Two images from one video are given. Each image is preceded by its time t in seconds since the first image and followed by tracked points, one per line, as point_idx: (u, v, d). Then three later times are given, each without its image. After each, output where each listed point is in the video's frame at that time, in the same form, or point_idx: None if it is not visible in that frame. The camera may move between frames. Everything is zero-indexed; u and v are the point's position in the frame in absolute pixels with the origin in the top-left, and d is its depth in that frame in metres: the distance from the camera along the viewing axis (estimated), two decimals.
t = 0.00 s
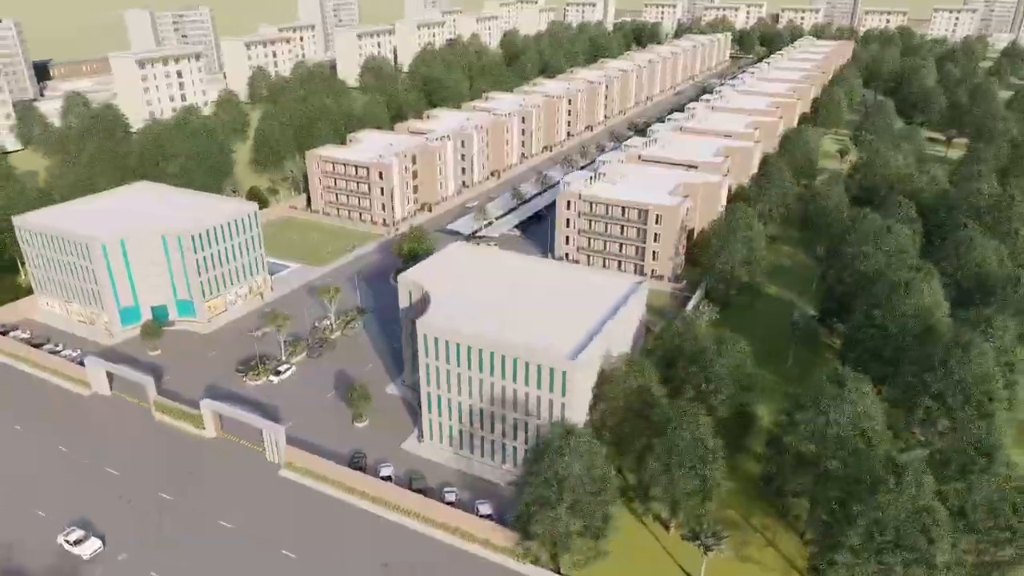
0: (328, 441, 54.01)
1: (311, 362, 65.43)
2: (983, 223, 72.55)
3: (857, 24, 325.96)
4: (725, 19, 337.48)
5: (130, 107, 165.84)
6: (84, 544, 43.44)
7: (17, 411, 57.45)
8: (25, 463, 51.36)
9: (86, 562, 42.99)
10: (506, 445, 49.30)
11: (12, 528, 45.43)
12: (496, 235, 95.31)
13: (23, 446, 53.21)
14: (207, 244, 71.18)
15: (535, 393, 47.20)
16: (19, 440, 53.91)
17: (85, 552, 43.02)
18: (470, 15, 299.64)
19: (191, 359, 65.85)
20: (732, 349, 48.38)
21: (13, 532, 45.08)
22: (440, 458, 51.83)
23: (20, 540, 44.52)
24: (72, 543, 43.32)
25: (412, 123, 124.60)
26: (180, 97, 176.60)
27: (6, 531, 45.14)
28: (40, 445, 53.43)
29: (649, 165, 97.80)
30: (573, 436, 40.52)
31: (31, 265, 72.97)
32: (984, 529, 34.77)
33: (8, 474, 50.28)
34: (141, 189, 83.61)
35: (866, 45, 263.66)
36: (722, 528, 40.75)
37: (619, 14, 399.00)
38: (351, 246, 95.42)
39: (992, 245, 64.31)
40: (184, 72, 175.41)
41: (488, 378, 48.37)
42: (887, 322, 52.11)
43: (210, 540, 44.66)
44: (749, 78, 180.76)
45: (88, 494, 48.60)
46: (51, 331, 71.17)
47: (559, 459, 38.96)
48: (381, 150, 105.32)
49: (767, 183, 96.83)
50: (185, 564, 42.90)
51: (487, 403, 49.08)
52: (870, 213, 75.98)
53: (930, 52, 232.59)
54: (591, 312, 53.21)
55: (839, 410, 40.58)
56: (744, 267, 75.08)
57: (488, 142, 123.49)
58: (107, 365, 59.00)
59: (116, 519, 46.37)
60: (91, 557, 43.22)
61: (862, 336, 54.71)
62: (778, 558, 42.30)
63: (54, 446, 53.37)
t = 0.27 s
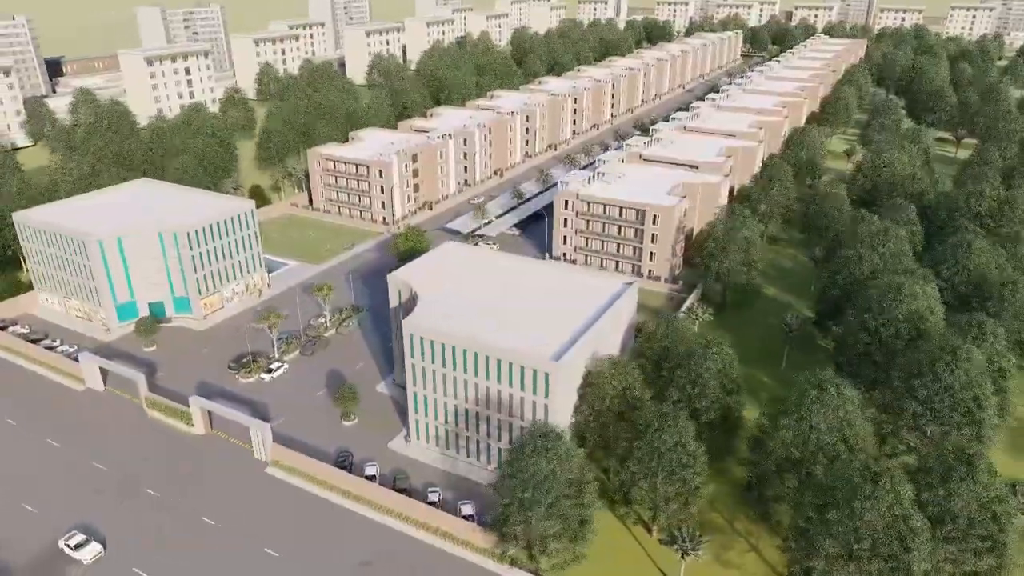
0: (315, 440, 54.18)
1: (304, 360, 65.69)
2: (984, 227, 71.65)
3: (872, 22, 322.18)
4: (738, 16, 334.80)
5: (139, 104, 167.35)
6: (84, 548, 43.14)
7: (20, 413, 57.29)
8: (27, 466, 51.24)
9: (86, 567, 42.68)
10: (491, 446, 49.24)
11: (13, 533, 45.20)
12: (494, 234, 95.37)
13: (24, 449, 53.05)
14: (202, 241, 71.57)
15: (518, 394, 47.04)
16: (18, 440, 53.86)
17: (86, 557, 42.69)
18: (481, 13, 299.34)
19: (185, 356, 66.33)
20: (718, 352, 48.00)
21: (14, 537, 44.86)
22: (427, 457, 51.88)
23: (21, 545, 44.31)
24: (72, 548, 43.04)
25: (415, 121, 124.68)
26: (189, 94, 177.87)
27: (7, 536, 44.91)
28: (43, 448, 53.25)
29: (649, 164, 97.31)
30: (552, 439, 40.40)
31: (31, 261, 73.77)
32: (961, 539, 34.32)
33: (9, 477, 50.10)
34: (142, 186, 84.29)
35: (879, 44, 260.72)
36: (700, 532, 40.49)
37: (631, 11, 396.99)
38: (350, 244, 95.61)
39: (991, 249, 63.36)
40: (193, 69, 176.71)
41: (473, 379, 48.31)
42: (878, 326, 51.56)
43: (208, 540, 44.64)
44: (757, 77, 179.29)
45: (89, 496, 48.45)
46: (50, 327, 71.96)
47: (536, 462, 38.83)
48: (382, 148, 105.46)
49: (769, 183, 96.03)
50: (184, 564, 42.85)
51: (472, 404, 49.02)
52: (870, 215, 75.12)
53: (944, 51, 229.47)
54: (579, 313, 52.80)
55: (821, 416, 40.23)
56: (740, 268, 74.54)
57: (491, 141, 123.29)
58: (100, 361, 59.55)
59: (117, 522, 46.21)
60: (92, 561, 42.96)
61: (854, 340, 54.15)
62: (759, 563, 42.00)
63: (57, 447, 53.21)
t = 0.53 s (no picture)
0: (304, 439, 54.31)
1: (297, 358, 65.98)
2: (986, 230, 70.56)
3: (887, 20, 317.84)
4: (750, 14, 331.63)
5: (147, 101, 168.63)
6: (85, 553, 42.87)
7: (20, 414, 57.20)
8: (27, 468, 51.13)
9: (86, 573, 42.41)
10: (476, 447, 49.16)
11: (13, 538, 44.93)
12: (492, 233, 95.47)
13: (23, 451, 52.85)
14: (199, 239, 71.89)
15: (502, 396, 46.92)
16: (20, 441, 53.87)
17: (84, 563, 42.36)
18: (490, 10, 298.61)
19: (180, 352, 66.76)
20: (704, 356, 47.68)
21: (15, 542, 44.62)
22: (413, 457, 51.89)
23: (21, 549, 44.07)
24: (72, 553, 42.75)
25: (419, 119, 124.68)
26: (197, 91, 178.86)
27: (7, 541, 44.65)
28: (42, 450, 53.06)
29: (650, 164, 96.86)
30: (529, 441, 40.15)
31: (31, 257, 74.58)
32: (940, 549, 33.83)
33: (9, 479, 49.90)
34: (143, 183, 84.98)
35: (894, 41, 257.09)
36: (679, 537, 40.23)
37: (642, 9, 394.53)
38: (349, 243, 95.78)
39: (990, 253, 62.36)
40: (201, 66, 177.62)
41: (458, 380, 48.30)
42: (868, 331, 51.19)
43: (206, 540, 44.79)
44: (766, 76, 177.61)
45: (89, 498, 48.34)
46: (49, 322, 72.72)
47: (512, 465, 38.63)
48: (383, 146, 105.60)
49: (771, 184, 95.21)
50: (184, 564, 43.02)
51: (457, 405, 48.99)
52: (869, 218, 74.33)
53: (959, 50, 225.84)
54: (567, 315, 52.79)
55: (803, 422, 39.80)
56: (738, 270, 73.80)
57: (494, 139, 123.05)
58: (93, 357, 60.09)
59: (117, 524, 46.13)
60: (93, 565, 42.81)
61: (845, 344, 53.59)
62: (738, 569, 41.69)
63: (57, 449, 53.09)
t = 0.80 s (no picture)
0: (291, 438, 54.35)
1: (289, 357, 66.10)
2: (988, 234, 69.34)
3: (903, 18, 313.44)
4: (763, 11, 328.23)
5: (156, 98, 169.80)
6: (83, 560, 42.56)
7: (20, 415, 57.04)
8: (26, 471, 50.91)
9: None
10: (460, 449, 48.97)
11: (12, 543, 44.64)
12: (491, 233, 95.32)
13: (23, 454, 52.57)
14: (195, 237, 72.17)
15: (485, 398, 46.65)
16: (21, 442, 53.90)
17: (83, 572, 42.03)
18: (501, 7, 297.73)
19: (174, 349, 67.11)
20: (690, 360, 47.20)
21: (14, 547, 44.34)
22: (399, 458, 51.78)
23: (20, 554, 43.80)
24: (70, 561, 42.43)
25: (422, 117, 124.55)
26: (205, 88, 179.84)
27: (6, 546, 44.37)
28: (42, 453, 52.78)
29: (651, 164, 96.23)
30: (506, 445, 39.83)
31: (31, 253, 75.29)
32: (919, 562, 33.20)
33: (8, 484, 49.66)
34: (143, 181, 85.58)
35: (908, 39, 253.53)
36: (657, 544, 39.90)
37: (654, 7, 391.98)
38: (348, 241, 95.88)
39: (989, 258, 61.33)
40: (209, 63, 178.51)
41: (441, 381, 48.14)
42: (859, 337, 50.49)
43: (206, 540, 44.88)
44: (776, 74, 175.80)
45: (88, 501, 48.16)
46: (47, 318, 73.38)
47: (488, 469, 38.33)
48: (384, 145, 105.62)
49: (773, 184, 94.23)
50: (184, 565, 43.02)
51: (441, 406, 48.83)
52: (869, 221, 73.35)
53: (975, 48, 222.16)
54: (554, 317, 52.50)
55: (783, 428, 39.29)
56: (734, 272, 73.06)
57: (496, 138, 122.63)
58: (86, 354, 60.55)
59: (116, 527, 45.98)
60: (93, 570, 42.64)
61: (836, 350, 52.90)
62: None
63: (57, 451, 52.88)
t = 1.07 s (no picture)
0: (278, 438, 54.41)
1: (281, 356, 66.22)
2: (990, 238, 68.21)
3: (919, 16, 309.01)
4: (776, 9, 324.82)
5: (164, 95, 170.78)
6: (81, 568, 41.99)
7: (21, 417, 56.89)
8: (27, 472, 50.87)
9: None
10: (444, 451, 48.79)
11: (12, 545, 44.47)
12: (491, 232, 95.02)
13: (23, 456, 52.44)
14: (191, 235, 72.46)
15: (468, 401, 46.40)
16: (21, 441, 53.95)
17: None
18: (511, 4, 296.71)
19: (168, 347, 67.46)
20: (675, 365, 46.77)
21: (15, 549, 44.18)
22: (385, 460, 51.69)
23: (20, 556, 43.64)
24: (68, 569, 41.79)
25: (425, 115, 124.37)
26: (213, 85, 180.65)
27: (6, 549, 44.16)
28: (42, 455, 52.63)
29: (652, 164, 95.64)
30: (483, 450, 39.60)
31: (30, 250, 75.91)
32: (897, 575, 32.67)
33: (9, 485, 49.51)
34: (144, 178, 86.14)
35: (923, 38, 249.92)
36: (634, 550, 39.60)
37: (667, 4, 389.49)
38: (347, 239, 95.92)
39: (988, 264, 60.40)
40: (217, 60, 179.23)
41: (426, 383, 47.97)
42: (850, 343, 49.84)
43: (207, 540, 44.99)
44: (786, 73, 173.98)
45: (88, 501, 48.19)
46: (45, 314, 73.96)
47: (465, 474, 38.09)
48: (386, 143, 105.52)
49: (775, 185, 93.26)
50: (183, 565, 43.12)
51: (426, 409, 48.67)
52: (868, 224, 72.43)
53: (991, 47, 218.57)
54: (542, 320, 52.16)
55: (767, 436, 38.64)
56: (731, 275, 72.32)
57: (499, 136, 122.21)
58: (79, 351, 60.99)
59: (117, 527, 45.99)
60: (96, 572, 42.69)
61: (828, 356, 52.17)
62: None
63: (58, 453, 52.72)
